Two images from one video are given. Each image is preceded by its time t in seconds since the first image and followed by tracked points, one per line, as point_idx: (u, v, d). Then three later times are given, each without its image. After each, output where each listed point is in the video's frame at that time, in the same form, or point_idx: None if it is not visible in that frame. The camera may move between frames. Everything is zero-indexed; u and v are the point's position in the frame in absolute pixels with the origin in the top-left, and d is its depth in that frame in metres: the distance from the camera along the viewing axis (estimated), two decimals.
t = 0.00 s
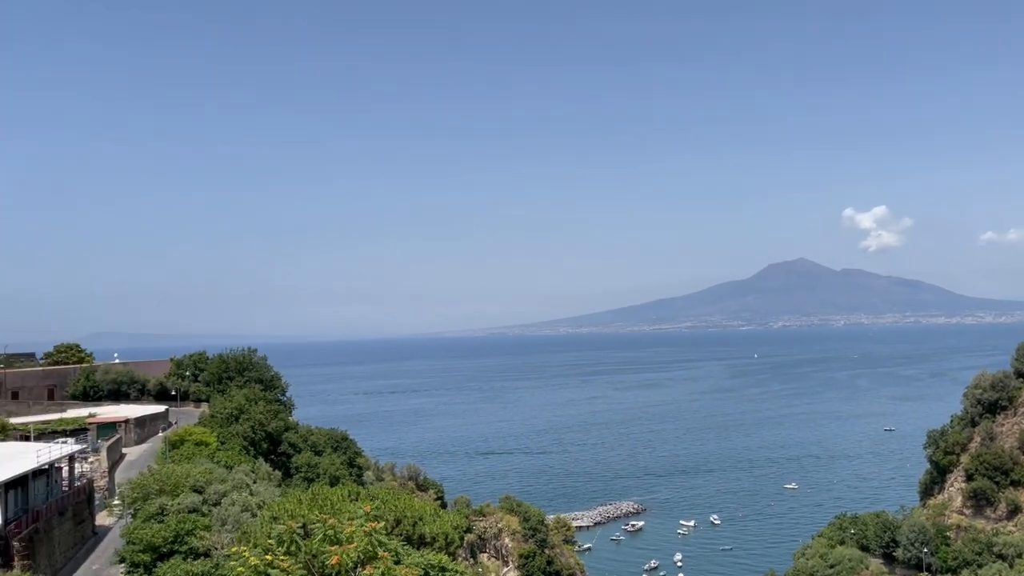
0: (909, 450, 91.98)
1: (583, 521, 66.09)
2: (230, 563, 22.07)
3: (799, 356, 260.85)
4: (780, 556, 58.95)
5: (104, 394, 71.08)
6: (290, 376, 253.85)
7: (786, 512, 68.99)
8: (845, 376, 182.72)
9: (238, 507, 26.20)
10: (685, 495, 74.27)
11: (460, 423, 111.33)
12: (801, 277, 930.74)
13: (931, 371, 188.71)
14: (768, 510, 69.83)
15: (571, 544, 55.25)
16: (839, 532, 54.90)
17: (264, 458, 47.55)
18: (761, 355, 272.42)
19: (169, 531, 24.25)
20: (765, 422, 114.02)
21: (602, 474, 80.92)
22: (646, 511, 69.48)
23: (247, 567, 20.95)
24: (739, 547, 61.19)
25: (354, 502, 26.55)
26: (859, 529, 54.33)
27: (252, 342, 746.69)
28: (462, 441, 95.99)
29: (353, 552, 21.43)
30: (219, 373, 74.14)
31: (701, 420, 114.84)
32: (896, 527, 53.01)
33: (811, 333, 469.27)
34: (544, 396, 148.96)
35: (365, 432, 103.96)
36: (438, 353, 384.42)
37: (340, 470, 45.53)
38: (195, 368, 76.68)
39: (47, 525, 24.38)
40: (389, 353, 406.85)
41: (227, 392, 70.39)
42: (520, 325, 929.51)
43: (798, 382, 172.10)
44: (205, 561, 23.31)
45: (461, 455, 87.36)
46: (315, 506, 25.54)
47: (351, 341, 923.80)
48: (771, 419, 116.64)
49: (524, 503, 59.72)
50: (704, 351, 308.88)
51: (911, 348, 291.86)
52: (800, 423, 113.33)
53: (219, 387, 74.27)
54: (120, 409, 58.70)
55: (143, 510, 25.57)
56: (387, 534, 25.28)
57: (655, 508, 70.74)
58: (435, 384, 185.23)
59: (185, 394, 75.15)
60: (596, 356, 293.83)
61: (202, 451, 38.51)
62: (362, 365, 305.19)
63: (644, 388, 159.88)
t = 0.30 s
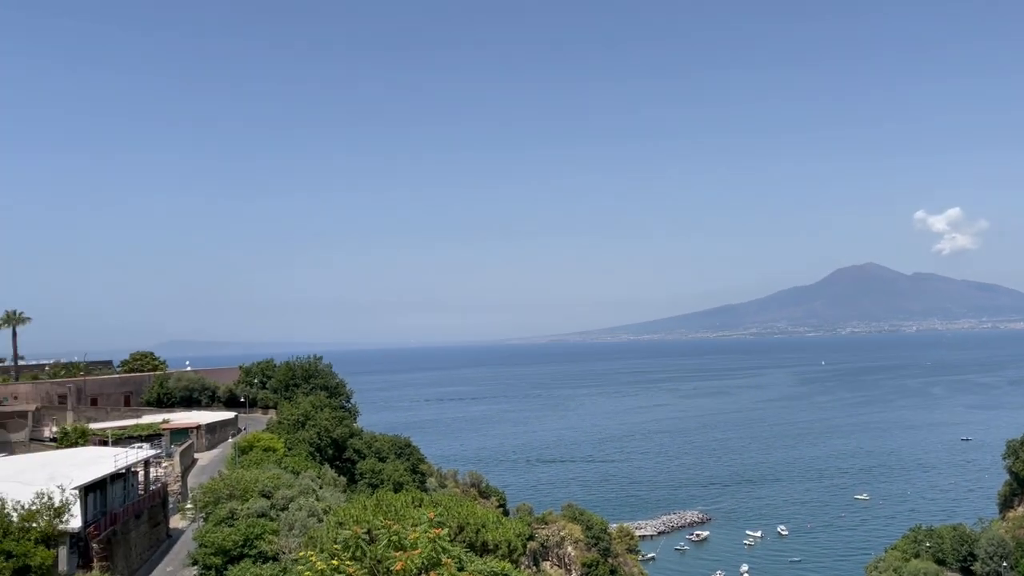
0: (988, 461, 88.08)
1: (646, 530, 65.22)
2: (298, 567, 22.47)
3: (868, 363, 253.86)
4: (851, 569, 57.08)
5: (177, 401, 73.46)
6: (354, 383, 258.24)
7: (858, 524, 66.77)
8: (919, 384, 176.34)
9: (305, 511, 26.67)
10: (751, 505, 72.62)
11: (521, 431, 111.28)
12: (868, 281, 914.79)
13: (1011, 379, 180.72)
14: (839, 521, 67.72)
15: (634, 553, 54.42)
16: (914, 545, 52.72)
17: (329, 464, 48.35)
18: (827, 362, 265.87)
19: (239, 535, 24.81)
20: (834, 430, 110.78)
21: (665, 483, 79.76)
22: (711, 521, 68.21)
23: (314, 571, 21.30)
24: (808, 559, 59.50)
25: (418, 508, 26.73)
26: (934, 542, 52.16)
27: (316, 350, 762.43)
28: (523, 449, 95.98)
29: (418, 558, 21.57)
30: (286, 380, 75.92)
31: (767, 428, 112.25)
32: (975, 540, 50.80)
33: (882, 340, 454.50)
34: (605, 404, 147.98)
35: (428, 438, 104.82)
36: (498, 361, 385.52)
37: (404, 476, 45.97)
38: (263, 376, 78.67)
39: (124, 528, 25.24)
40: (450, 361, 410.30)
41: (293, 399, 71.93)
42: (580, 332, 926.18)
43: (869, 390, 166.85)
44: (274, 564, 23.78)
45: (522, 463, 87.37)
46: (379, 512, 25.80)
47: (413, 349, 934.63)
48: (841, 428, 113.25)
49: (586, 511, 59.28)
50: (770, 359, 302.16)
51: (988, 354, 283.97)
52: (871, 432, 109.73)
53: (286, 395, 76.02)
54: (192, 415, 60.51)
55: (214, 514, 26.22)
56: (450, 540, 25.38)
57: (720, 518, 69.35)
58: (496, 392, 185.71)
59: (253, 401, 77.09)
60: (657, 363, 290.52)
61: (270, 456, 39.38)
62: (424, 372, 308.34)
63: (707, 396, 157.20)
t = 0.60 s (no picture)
0: None
1: (713, 539, 64.02)
2: (365, 571, 22.78)
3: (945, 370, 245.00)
4: None
5: (248, 406, 75.51)
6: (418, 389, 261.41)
7: (935, 535, 64.16)
8: (1000, 391, 168.78)
9: (371, 516, 26.99)
10: (821, 515, 70.56)
11: (584, 437, 110.65)
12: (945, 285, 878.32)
13: None
14: (914, 532, 65.25)
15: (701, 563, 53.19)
16: (995, 557, 50.34)
17: (395, 469, 48.92)
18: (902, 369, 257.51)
19: (307, 538, 25.24)
20: (909, 439, 106.84)
21: (731, 492, 78.15)
22: (780, 531, 66.52)
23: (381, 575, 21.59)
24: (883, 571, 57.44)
25: (482, 514, 26.78)
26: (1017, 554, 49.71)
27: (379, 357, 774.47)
28: (586, 455, 95.45)
29: (482, 563, 21.66)
30: (352, 386, 77.07)
31: (838, 436, 109.01)
32: None
33: (958, 346, 437.17)
34: (669, 411, 146.02)
35: (490, 444, 105.14)
36: (559, 367, 384.48)
37: (468, 481, 46.17)
38: (331, 381, 80.11)
39: (199, 529, 25.98)
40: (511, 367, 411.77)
41: (359, 404, 73.11)
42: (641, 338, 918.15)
43: (946, 397, 160.35)
44: (342, 568, 24.14)
45: (585, 469, 86.91)
46: (444, 517, 25.94)
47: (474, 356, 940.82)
48: (916, 436, 109.15)
49: (652, 519, 58.48)
50: (839, 365, 293.47)
51: None
52: (948, 440, 105.47)
53: (352, 400, 77.11)
54: (262, 420, 62.07)
55: (284, 517, 26.73)
56: (515, 546, 25.37)
57: (790, 528, 67.56)
58: (558, 398, 185.23)
59: (320, 406, 78.72)
60: (722, 370, 285.40)
61: (338, 461, 40.02)
62: (486, 378, 310.01)
63: (775, 403, 153.63)
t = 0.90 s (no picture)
0: None
1: (783, 547, 62.52)
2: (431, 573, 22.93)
3: None
4: None
5: (315, 410, 77.13)
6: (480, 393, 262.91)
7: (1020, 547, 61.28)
8: None
9: (436, 519, 27.19)
10: (896, 524, 68.21)
11: (648, 443, 109.50)
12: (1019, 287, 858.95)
13: None
14: (997, 543, 62.46)
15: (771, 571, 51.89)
16: None
17: (459, 473, 49.22)
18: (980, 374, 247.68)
19: (375, 540, 25.52)
20: (990, 447, 102.41)
21: (800, 499, 76.24)
22: (853, 540, 64.55)
23: None
24: None
25: (547, 518, 26.68)
26: None
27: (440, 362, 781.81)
28: (650, 460, 94.43)
29: (548, 568, 21.56)
30: (417, 391, 77.80)
31: (913, 443, 105.22)
32: None
33: None
34: (735, 416, 143.31)
35: (553, 449, 104.99)
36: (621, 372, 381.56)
37: (532, 486, 46.20)
38: (396, 386, 81.20)
39: (270, 530, 26.58)
40: (572, 371, 410.80)
41: (423, 408, 73.80)
42: (703, 342, 905.30)
43: None
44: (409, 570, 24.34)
45: (649, 475, 85.99)
46: (509, 521, 25.89)
47: (534, 360, 941.46)
48: (998, 444, 104.54)
49: (719, 526, 57.42)
50: (914, 370, 284.13)
51: None
52: None
53: (417, 404, 77.80)
54: (330, 423, 63.29)
55: (352, 519, 27.10)
56: (580, 552, 25.19)
57: (863, 537, 65.50)
58: (621, 403, 183.85)
59: (386, 409, 79.91)
60: (788, 375, 278.91)
61: (403, 464, 40.45)
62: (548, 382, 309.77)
63: (845, 409, 149.32)
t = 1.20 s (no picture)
0: None
1: (855, 556, 60.74)
2: None
3: None
4: None
5: (381, 411, 78.26)
6: (543, 395, 263.59)
7: None
8: None
9: (500, 522, 27.26)
10: (974, 534, 65.60)
11: (712, 447, 107.91)
12: None
13: None
14: None
15: None
16: None
17: (522, 476, 49.42)
18: None
19: (439, 542, 25.68)
20: None
21: (872, 506, 74.00)
22: (928, 549, 62.36)
23: None
24: None
25: (611, 523, 26.49)
26: None
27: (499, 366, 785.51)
28: (715, 465, 92.91)
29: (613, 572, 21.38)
30: (480, 394, 78.08)
31: (992, 450, 101.07)
32: None
33: None
34: (803, 421, 140.02)
35: (616, 453, 104.33)
36: (682, 375, 376.81)
37: (595, 490, 46.00)
38: (459, 388, 81.81)
39: (337, 530, 27.02)
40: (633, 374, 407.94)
41: (486, 410, 74.07)
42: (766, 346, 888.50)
43: None
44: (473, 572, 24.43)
45: (714, 480, 84.67)
46: (573, 525, 25.76)
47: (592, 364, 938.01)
48: None
49: (787, 533, 56.15)
50: (992, 373, 273.49)
51: None
52: None
53: (479, 407, 78.01)
54: (394, 425, 64.15)
55: (417, 520, 27.34)
56: (644, 557, 24.91)
57: (939, 546, 63.18)
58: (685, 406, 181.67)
59: (450, 411, 80.60)
60: (857, 378, 271.15)
61: (467, 466, 40.70)
62: (610, 385, 307.97)
63: (920, 414, 144.29)
